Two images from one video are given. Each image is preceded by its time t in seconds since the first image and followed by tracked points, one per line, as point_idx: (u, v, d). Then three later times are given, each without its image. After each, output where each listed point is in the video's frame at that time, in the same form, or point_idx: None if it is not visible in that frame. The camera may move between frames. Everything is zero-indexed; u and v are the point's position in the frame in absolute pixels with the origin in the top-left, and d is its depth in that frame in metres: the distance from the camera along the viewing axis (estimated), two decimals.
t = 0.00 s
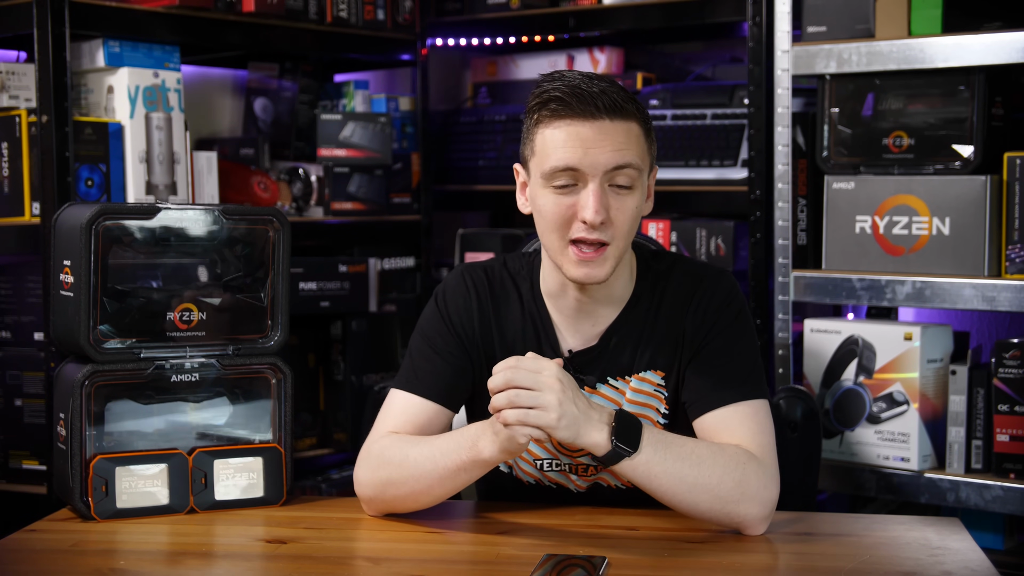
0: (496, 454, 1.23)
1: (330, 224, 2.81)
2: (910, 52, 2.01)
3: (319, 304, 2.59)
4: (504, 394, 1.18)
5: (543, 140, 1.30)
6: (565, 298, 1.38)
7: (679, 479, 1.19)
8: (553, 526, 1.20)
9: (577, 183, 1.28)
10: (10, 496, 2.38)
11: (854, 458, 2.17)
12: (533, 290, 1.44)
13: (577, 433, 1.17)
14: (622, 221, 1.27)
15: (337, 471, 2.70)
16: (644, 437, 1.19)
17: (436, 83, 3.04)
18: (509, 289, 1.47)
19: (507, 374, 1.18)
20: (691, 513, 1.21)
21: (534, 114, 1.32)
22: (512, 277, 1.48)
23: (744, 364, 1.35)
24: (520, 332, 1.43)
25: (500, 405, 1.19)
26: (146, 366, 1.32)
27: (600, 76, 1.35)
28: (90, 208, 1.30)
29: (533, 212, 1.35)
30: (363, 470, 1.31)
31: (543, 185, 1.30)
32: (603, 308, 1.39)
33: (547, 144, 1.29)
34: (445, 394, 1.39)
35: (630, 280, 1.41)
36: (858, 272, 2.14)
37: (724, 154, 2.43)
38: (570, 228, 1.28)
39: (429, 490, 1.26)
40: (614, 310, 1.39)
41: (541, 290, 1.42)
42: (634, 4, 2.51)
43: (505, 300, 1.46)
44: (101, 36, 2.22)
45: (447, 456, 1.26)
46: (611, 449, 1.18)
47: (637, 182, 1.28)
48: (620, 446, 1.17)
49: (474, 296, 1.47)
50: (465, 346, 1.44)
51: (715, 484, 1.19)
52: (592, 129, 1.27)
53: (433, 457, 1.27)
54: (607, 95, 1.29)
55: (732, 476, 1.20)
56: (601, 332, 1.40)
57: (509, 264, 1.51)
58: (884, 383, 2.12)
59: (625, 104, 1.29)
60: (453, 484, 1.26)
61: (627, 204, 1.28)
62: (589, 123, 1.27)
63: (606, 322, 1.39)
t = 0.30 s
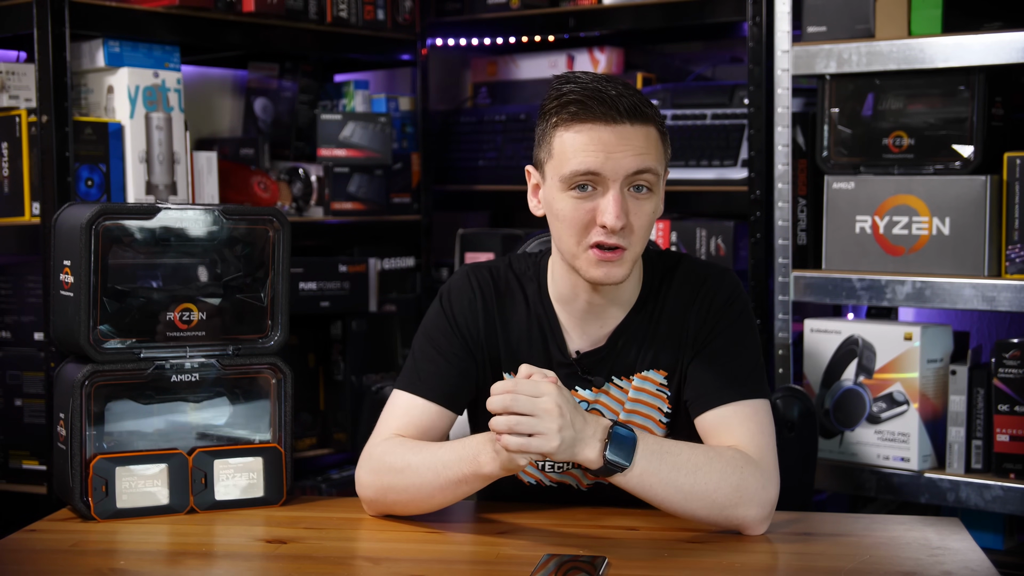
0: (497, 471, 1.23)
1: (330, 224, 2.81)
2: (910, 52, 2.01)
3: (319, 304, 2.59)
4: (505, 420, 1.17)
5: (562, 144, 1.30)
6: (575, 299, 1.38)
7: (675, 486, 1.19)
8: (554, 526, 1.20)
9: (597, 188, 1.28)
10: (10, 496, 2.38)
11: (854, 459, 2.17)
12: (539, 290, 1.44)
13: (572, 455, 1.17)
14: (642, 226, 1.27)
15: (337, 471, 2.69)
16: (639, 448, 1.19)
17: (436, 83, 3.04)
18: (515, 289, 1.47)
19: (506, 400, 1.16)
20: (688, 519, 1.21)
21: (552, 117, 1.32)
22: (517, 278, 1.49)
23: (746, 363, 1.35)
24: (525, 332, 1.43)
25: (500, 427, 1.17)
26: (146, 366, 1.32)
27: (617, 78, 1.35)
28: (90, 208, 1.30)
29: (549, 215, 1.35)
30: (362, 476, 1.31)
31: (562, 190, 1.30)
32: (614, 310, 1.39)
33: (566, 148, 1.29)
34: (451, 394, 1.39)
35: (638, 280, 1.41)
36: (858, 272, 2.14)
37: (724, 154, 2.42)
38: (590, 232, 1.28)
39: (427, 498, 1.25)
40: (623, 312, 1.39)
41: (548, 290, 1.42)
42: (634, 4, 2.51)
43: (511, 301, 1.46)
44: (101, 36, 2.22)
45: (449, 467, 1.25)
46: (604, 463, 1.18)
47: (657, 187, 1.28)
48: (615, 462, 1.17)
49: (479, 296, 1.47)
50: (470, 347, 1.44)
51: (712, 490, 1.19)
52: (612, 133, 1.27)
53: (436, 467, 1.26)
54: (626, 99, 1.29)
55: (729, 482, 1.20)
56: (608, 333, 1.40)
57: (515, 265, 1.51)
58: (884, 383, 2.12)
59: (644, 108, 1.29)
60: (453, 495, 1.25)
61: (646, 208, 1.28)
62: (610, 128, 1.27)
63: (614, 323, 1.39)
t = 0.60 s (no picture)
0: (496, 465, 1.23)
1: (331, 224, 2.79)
2: (910, 52, 2.01)
3: (319, 304, 2.59)
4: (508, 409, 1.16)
5: (558, 148, 1.30)
6: (575, 300, 1.38)
7: (672, 485, 1.19)
8: (554, 526, 1.20)
9: (592, 193, 1.28)
10: (10, 496, 2.38)
11: (854, 458, 2.17)
12: (539, 290, 1.44)
13: (570, 448, 1.17)
14: (637, 231, 1.27)
15: (337, 471, 2.69)
16: (635, 446, 1.19)
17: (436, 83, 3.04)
18: (515, 289, 1.47)
19: (509, 390, 1.15)
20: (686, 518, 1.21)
21: (549, 120, 1.32)
22: (517, 278, 1.48)
23: (746, 363, 1.35)
24: (525, 332, 1.43)
25: (501, 416, 1.16)
26: (146, 366, 1.32)
27: (616, 81, 1.35)
28: (90, 208, 1.30)
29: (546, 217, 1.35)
30: (361, 475, 1.31)
31: (558, 193, 1.30)
32: (613, 310, 1.38)
33: (561, 152, 1.29)
34: (451, 395, 1.39)
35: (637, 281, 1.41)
36: (858, 272, 2.14)
37: (724, 153, 2.42)
38: (584, 237, 1.28)
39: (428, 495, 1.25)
40: (622, 313, 1.39)
41: (547, 290, 1.42)
42: (634, 4, 2.51)
43: (511, 301, 1.46)
44: (101, 36, 2.22)
45: (449, 463, 1.25)
46: (598, 460, 1.18)
47: (652, 192, 1.28)
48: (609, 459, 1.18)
49: (479, 296, 1.47)
50: (470, 347, 1.44)
51: (709, 489, 1.19)
52: (608, 138, 1.27)
53: (436, 464, 1.26)
54: (623, 103, 1.29)
55: (726, 481, 1.20)
56: (608, 333, 1.40)
57: (515, 265, 1.51)
58: (884, 383, 2.12)
59: (641, 113, 1.29)
60: (453, 492, 1.26)
61: (642, 214, 1.28)
62: (605, 133, 1.27)
63: (613, 324, 1.39)
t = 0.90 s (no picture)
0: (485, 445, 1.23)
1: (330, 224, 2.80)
2: (910, 52, 2.01)
3: (319, 304, 2.59)
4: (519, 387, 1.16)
5: (536, 140, 1.30)
6: (572, 294, 1.38)
7: (677, 478, 1.19)
8: (553, 526, 1.20)
9: (569, 186, 1.28)
10: (10, 496, 2.38)
11: (854, 458, 2.17)
12: (540, 289, 1.44)
13: (577, 427, 1.17)
14: (615, 221, 1.28)
15: (337, 471, 2.69)
16: (641, 436, 1.19)
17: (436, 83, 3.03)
18: (515, 289, 1.47)
19: (517, 362, 1.15)
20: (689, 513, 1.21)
21: (529, 113, 1.32)
22: (517, 277, 1.48)
23: (749, 363, 1.35)
24: (525, 332, 1.43)
25: (506, 390, 1.16)
26: (146, 366, 1.32)
27: (597, 72, 1.34)
28: (90, 208, 1.30)
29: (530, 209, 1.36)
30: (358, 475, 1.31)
31: (538, 186, 1.31)
32: (609, 304, 1.39)
33: (539, 145, 1.29)
34: (451, 394, 1.40)
35: (637, 277, 1.41)
36: (857, 272, 2.14)
37: (724, 154, 2.42)
38: (564, 229, 1.29)
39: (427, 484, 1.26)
40: (621, 309, 1.39)
41: (548, 289, 1.42)
42: (634, 4, 2.51)
43: (511, 300, 1.46)
44: (101, 36, 2.22)
45: (440, 448, 1.26)
46: (609, 445, 1.18)
47: (631, 182, 1.28)
48: (619, 442, 1.17)
49: (479, 295, 1.47)
50: (469, 346, 1.44)
51: (714, 481, 1.19)
52: (583, 130, 1.27)
53: (428, 450, 1.27)
54: (600, 94, 1.29)
55: (730, 475, 1.20)
56: (608, 329, 1.40)
57: (514, 264, 1.51)
58: (884, 383, 2.12)
59: (618, 103, 1.29)
60: (448, 477, 1.26)
61: (621, 203, 1.28)
62: (581, 124, 1.27)
63: (612, 320, 1.39)
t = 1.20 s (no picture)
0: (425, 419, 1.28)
1: (330, 224, 2.80)
2: (910, 52, 2.01)
3: (319, 304, 2.59)
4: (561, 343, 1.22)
5: (525, 161, 1.30)
6: (568, 294, 1.41)
7: (704, 453, 1.21)
8: (553, 526, 1.20)
9: (563, 198, 1.29)
10: (10, 496, 2.38)
11: (854, 458, 2.17)
12: (533, 289, 1.45)
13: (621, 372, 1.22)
14: (614, 223, 1.29)
15: (337, 471, 2.69)
16: (680, 408, 1.23)
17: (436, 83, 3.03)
18: (510, 289, 1.47)
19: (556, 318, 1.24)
20: (701, 495, 1.22)
21: (511, 134, 1.32)
22: (512, 277, 1.48)
23: (752, 363, 1.35)
24: (520, 331, 1.44)
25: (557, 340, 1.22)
26: (146, 366, 1.32)
27: (568, 78, 1.33)
28: (90, 208, 1.30)
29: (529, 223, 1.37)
30: (366, 458, 1.32)
31: (533, 203, 1.31)
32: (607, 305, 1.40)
33: (528, 165, 1.29)
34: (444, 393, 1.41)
35: (634, 275, 1.42)
36: (858, 272, 2.14)
37: (724, 154, 2.42)
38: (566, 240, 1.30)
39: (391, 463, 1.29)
40: (619, 307, 1.41)
41: (545, 289, 1.43)
42: (634, 4, 2.51)
43: (506, 300, 1.46)
44: (101, 36, 2.22)
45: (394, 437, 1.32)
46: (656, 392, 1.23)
47: (622, 184, 1.28)
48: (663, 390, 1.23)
49: (474, 295, 1.48)
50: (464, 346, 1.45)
51: (734, 467, 1.21)
52: (568, 145, 1.27)
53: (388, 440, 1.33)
54: (576, 105, 1.28)
55: (747, 464, 1.22)
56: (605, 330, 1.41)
57: (510, 264, 1.51)
58: (885, 383, 2.12)
59: (596, 110, 1.28)
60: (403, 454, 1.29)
61: (616, 205, 1.29)
62: (565, 140, 1.27)
63: (609, 318, 1.41)
